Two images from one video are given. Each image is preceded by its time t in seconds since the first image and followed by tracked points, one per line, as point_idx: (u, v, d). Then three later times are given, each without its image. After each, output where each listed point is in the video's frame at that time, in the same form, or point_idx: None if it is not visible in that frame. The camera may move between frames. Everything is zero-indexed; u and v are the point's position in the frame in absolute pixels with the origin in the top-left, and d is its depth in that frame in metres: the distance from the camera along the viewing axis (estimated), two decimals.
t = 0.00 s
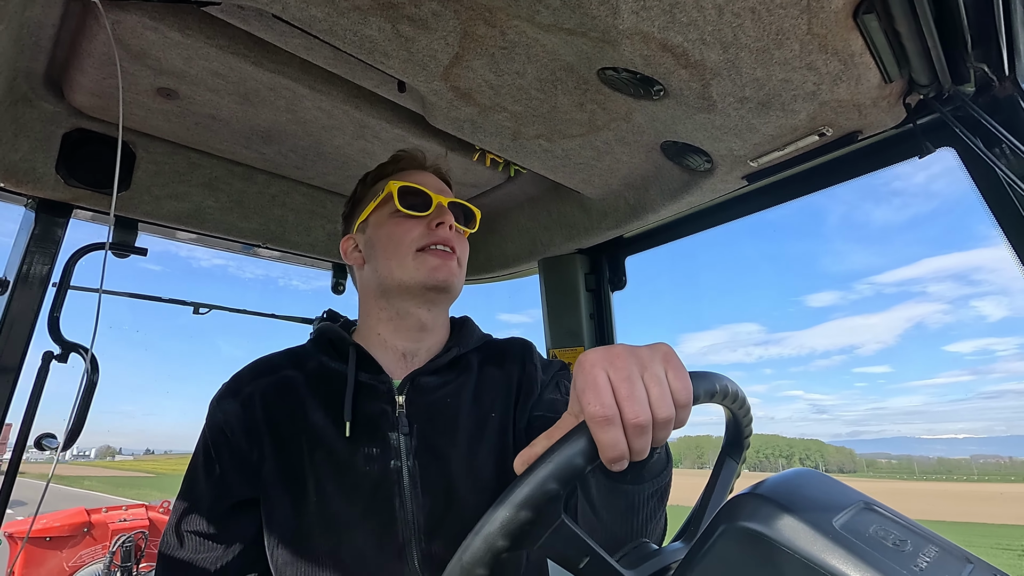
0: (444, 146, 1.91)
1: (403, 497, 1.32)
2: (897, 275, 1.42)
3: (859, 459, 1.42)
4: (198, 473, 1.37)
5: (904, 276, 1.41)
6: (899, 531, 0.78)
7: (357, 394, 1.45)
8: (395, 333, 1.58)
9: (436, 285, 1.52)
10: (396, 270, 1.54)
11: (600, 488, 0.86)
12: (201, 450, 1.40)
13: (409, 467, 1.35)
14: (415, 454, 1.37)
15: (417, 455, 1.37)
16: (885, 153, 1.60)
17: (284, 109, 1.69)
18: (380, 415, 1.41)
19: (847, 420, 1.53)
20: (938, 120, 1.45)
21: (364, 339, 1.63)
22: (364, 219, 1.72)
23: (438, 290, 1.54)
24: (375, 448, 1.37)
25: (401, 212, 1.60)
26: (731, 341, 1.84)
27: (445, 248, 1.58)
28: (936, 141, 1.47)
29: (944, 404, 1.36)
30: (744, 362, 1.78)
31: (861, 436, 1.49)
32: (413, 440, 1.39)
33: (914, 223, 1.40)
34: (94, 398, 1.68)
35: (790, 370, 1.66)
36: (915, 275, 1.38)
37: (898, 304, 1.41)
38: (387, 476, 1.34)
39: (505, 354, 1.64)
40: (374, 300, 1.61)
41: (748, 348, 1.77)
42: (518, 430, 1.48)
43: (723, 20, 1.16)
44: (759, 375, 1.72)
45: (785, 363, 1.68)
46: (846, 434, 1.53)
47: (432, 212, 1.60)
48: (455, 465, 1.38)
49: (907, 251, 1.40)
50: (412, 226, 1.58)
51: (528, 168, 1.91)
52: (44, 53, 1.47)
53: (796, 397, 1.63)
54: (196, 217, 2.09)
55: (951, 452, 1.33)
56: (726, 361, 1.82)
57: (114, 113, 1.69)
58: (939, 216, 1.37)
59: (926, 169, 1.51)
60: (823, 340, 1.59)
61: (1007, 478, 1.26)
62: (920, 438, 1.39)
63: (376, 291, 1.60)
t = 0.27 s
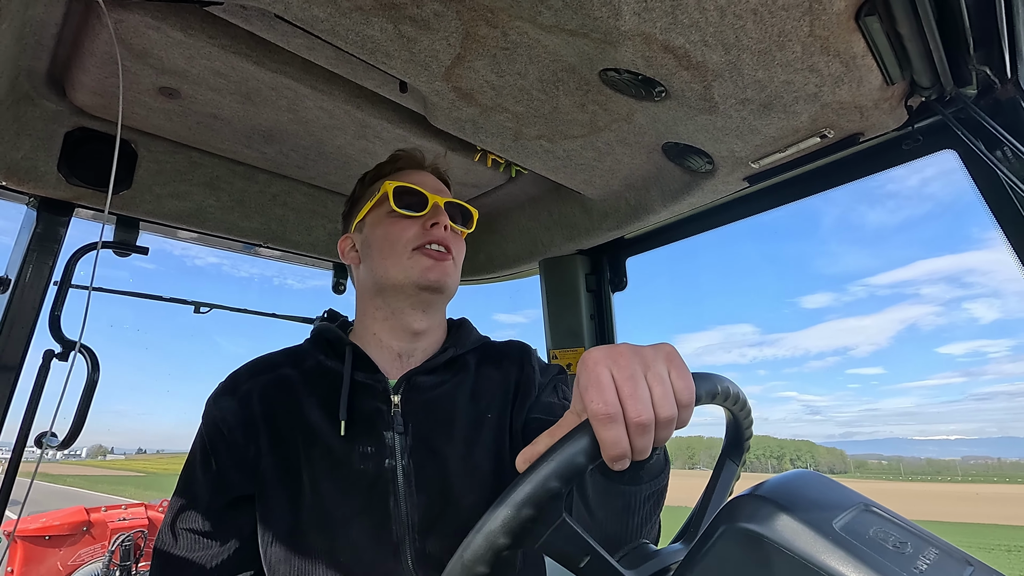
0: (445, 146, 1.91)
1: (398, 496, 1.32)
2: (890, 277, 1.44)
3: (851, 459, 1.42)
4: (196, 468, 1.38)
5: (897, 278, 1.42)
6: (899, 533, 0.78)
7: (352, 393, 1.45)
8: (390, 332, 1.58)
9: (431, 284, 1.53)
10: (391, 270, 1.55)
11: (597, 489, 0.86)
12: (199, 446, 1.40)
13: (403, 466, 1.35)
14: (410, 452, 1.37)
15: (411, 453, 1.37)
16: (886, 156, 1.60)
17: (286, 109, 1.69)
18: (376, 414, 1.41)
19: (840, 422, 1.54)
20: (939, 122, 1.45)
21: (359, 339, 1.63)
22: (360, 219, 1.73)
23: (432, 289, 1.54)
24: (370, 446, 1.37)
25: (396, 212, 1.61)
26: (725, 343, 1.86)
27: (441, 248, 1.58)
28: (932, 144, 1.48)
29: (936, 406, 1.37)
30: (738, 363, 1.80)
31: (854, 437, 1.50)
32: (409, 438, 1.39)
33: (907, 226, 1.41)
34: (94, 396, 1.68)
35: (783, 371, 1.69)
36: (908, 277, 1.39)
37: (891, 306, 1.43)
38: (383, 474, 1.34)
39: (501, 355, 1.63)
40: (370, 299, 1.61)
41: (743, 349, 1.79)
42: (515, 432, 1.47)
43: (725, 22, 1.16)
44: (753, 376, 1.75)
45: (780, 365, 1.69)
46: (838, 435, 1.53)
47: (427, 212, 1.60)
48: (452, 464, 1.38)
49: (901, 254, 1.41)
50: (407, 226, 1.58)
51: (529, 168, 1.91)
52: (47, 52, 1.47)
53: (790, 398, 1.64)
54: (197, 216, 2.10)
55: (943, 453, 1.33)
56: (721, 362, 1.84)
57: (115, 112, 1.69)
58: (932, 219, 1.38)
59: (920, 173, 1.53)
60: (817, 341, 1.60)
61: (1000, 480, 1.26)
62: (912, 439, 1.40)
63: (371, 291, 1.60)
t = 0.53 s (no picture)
0: (444, 144, 1.91)
1: (404, 496, 1.32)
2: (883, 279, 1.44)
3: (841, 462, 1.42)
4: (202, 468, 1.39)
5: (890, 280, 1.43)
6: (898, 530, 0.78)
7: (359, 394, 1.45)
8: (395, 332, 1.58)
9: (435, 285, 1.52)
10: (396, 271, 1.54)
11: (608, 483, 0.89)
12: (206, 446, 1.41)
13: (409, 466, 1.35)
14: (416, 452, 1.37)
15: (417, 453, 1.37)
16: (886, 154, 1.60)
17: (284, 107, 1.69)
18: (382, 413, 1.41)
19: (833, 423, 1.55)
20: (937, 120, 1.45)
21: (365, 340, 1.63)
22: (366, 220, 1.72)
23: (437, 291, 1.53)
24: (375, 447, 1.37)
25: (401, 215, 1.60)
26: (719, 343, 1.87)
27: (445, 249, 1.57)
28: (932, 142, 1.48)
29: (929, 408, 1.37)
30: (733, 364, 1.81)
31: (847, 438, 1.51)
32: (414, 439, 1.38)
33: (900, 228, 1.41)
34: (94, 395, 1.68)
35: (777, 373, 1.69)
36: (901, 279, 1.40)
37: (884, 308, 1.44)
38: (388, 474, 1.34)
39: (506, 358, 1.63)
40: (376, 300, 1.60)
41: (737, 350, 1.80)
42: (520, 433, 1.48)
43: (723, 19, 1.16)
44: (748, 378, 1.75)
45: (774, 366, 1.70)
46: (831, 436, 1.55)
47: (432, 214, 1.59)
48: (453, 462, 1.38)
49: (895, 256, 1.42)
50: (412, 227, 1.57)
51: (528, 166, 1.91)
52: (44, 50, 1.46)
53: (784, 400, 1.65)
54: (196, 215, 2.09)
55: (935, 455, 1.34)
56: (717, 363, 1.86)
57: (113, 110, 1.69)
58: (926, 221, 1.37)
59: (914, 175, 1.54)
60: (811, 343, 1.62)
61: (985, 481, 1.27)
62: (904, 440, 1.41)
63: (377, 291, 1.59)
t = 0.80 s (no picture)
0: (445, 145, 1.91)
1: (402, 498, 1.31)
2: (877, 281, 1.47)
3: (832, 462, 1.46)
4: (196, 468, 1.39)
5: (883, 282, 1.45)
6: (897, 534, 0.78)
7: (358, 393, 1.45)
8: (395, 331, 1.58)
9: (436, 284, 1.52)
10: (398, 268, 1.54)
11: (610, 489, 0.89)
12: (200, 446, 1.41)
13: (408, 467, 1.35)
14: (415, 453, 1.37)
15: (416, 454, 1.37)
16: (886, 157, 1.60)
17: (285, 108, 1.69)
18: (381, 413, 1.41)
19: (826, 424, 1.57)
20: (939, 123, 1.44)
21: (364, 337, 1.63)
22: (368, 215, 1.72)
23: (438, 289, 1.53)
24: (374, 448, 1.37)
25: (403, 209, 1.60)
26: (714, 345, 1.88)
27: (447, 246, 1.57)
28: (930, 146, 1.48)
29: (921, 409, 1.40)
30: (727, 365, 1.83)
31: (839, 439, 1.53)
32: (413, 440, 1.39)
33: (892, 232, 1.44)
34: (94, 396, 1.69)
35: (772, 374, 1.70)
36: (894, 282, 1.43)
37: (877, 310, 1.46)
38: (386, 475, 1.33)
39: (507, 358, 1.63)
40: (376, 298, 1.60)
41: (731, 352, 1.82)
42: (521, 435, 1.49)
43: (724, 22, 1.16)
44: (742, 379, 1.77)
45: (767, 368, 1.72)
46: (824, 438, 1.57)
47: (435, 209, 1.59)
48: (453, 464, 1.38)
49: (888, 258, 1.44)
50: (414, 223, 1.57)
51: (529, 168, 1.91)
52: (46, 50, 1.47)
53: (778, 400, 1.67)
54: (196, 215, 2.10)
55: (926, 456, 1.37)
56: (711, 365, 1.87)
57: (114, 110, 1.69)
58: (916, 226, 1.39)
59: (906, 177, 1.55)
60: (805, 345, 1.63)
61: (970, 481, 1.30)
62: (896, 442, 1.44)
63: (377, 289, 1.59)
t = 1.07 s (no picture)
0: (445, 145, 1.91)
1: (401, 498, 1.32)
2: (870, 283, 1.48)
3: (823, 462, 1.55)
4: (196, 466, 1.39)
5: (876, 284, 1.46)
6: (896, 533, 0.78)
7: (358, 392, 1.46)
8: (398, 331, 1.57)
9: (443, 285, 1.52)
10: (405, 268, 1.54)
11: (608, 489, 0.90)
12: (201, 444, 1.41)
13: (407, 466, 1.35)
14: (414, 453, 1.37)
15: (416, 454, 1.37)
16: (884, 158, 1.60)
17: (285, 107, 1.69)
18: (381, 412, 1.41)
19: (820, 425, 1.59)
20: (938, 125, 1.45)
21: (365, 336, 1.63)
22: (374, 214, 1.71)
23: (444, 290, 1.54)
24: (373, 446, 1.37)
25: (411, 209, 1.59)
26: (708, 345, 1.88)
27: (454, 249, 1.56)
28: (931, 145, 1.49)
29: (912, 410, 1.43)
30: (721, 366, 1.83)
31: (833, 440, 1.56)
32: (413, 440, 1.38)
33: (886, 235, 1.45)
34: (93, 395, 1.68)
35: (765, 375, 1.71)
36: (887, 284, 1.44)
37: (870, 312, 1.47)
38: (386, 475, 1.34)
39: (510, 359, 1.63)
40: (381, 297, 1.60)
41: (726, 352, 1.82)
42: (521, 434, 1.49)
43: (724, 22, 1.16)
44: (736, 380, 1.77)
45: (760, 368, 1.72)
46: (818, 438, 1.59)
47: (442, 211, 1.58)
48: (453, 464, 1.38)
49: (880, 260, 1.45)
50: (422, 224, 1.57)
51: (529, 168, 1.91)
52: (45, 49, 1.47)
53: (771, 401, 1.68)
54: (196, 214, 2.10)
55: (917, 457, 1.42)
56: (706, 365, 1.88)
57: (114, 109, 1.69)
58: (908, 229, 1.41)
59: (899, 181, 1.57)
60: (798, 345, 1.64)
61: (953, 480, 1.39)
62: (888, 442, 1.48)
63: (383, 288, 1.59)
